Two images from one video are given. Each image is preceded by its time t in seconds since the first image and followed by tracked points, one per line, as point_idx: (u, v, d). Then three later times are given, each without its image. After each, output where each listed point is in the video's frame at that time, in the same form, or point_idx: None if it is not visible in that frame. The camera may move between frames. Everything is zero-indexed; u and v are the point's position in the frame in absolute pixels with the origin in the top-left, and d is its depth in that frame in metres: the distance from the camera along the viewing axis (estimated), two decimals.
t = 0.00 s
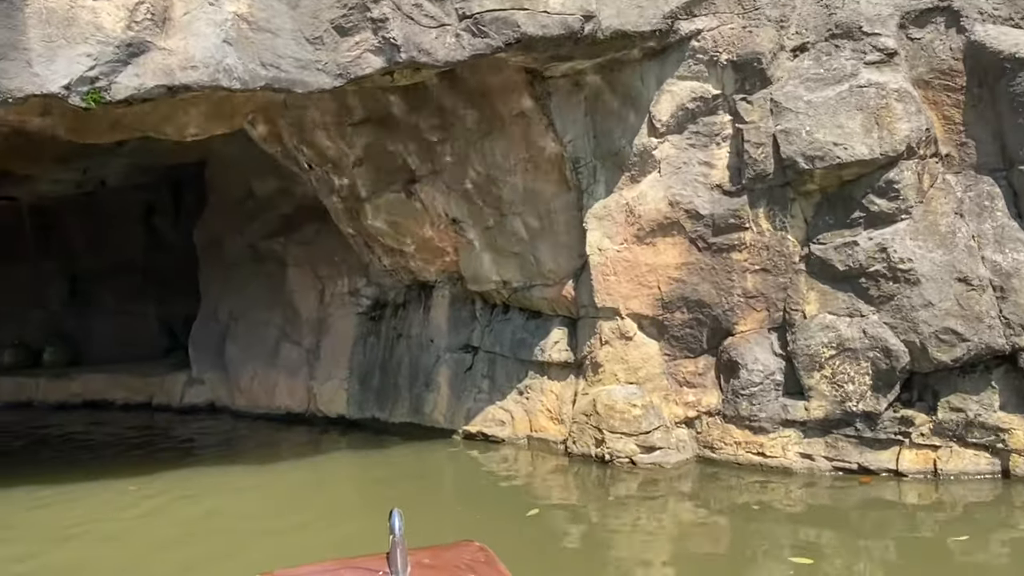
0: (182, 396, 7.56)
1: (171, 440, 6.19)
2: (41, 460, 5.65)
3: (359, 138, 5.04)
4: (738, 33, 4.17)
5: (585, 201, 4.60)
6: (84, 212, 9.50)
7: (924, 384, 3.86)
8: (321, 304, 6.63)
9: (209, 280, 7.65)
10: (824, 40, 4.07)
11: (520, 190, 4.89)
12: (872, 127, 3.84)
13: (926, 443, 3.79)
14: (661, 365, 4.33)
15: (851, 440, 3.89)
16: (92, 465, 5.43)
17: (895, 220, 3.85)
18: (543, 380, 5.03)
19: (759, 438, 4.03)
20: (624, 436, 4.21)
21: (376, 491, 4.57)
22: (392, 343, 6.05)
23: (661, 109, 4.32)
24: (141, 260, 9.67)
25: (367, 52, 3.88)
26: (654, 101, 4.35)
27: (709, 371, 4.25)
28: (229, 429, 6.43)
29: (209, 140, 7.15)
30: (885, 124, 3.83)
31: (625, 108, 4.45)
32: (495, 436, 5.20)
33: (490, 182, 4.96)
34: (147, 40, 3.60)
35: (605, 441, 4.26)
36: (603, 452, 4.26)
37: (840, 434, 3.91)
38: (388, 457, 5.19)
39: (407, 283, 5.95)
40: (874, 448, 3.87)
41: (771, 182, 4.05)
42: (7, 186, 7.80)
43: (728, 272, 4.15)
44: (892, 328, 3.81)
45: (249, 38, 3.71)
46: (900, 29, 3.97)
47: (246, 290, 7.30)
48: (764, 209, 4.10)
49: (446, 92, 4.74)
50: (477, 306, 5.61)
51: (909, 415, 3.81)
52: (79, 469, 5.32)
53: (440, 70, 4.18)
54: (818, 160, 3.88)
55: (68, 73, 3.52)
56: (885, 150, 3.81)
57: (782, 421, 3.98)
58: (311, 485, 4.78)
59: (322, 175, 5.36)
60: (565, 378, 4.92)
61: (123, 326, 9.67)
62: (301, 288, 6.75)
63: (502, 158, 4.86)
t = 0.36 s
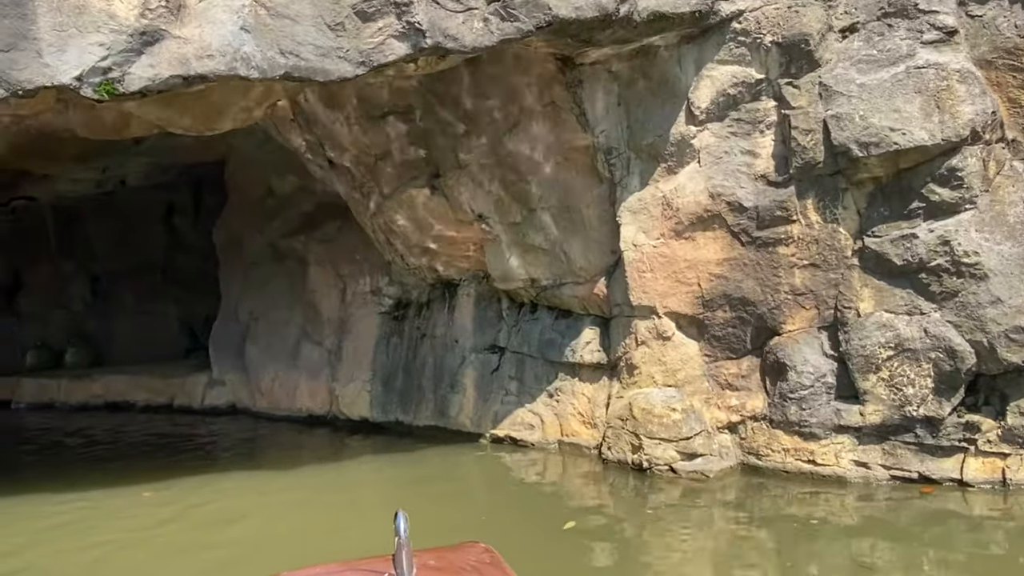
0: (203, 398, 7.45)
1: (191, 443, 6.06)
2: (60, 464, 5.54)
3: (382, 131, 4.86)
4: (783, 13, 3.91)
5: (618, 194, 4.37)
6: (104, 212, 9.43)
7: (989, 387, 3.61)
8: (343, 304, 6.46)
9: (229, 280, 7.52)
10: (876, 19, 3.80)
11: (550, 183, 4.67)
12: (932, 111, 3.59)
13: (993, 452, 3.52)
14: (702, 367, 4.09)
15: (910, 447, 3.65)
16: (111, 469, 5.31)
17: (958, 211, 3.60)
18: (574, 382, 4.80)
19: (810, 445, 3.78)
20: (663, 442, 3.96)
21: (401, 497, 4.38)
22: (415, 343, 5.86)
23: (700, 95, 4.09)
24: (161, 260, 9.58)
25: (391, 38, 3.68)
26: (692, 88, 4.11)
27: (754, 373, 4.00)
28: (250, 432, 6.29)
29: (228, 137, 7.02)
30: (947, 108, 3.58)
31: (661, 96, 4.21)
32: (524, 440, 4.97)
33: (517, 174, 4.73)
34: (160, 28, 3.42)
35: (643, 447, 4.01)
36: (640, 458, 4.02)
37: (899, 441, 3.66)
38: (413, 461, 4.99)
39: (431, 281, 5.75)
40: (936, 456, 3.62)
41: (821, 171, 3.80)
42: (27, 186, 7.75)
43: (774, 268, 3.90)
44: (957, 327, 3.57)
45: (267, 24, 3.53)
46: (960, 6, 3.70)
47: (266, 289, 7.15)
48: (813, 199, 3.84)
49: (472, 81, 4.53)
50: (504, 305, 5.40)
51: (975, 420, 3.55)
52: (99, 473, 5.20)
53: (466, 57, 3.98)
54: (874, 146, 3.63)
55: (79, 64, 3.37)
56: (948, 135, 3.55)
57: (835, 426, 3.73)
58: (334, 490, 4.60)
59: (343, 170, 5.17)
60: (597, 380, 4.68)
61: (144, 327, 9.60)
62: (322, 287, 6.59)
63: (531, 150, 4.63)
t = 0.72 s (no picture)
0: (219, 403, 7.29)
1: (207, 450, 5.88)
2: (73, 471, 5.38)
3: (402, 125, 4.64)
4: None
5: (653, 188, 4.12)
6: (120, 215, 9.30)
7: None
8: (361, 306, 6.26)
9: (246, 282, 7.36)
10: None
11: (578, 177, 4.42)
12: (999, 95, 3.34)
13: None
14: (744, 372, 3.83)
15: (977, 459, 3.40)
16: (125, 477, 5.14)
17: None
18: (605, 387, 4.54)
19: (866, 457, 3.52)
20: (704, 453, 3.70)
21: (425, 509, 4.15)
22: (437, 347, 5.64)
23: (741, 82, 3.83)
24: (178, 263, 9.46)
25: (413, 23, 3.45)
26: (733, 74, 3.85)
27: (802, 379, 3.73)
28: (267, 438, 6.10)
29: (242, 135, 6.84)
30: (1015, 91, 3.33)
31: (699, 83, 3.95)
32: (553, 449, 4.70)
33: (545, 169, 4.49)
34: (170, 15, 3.23)
35: (683, 457, 3.75)
36: (680, 470, 3.75)
37: (964, 453, 3.41)
38: (436, 471, 4.76)
39: (452, 282, 5.52)
40: (1005, 470, 3.36)
41: (875, 161, 3.54)
42: (42, 188, 7.63)
43: (824, 265, 3.64)
44: None
45: (282, 10, 3.32)
46: None
47: (283, 291, 6.97)
48: (867, 191, 3.58)
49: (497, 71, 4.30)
50: (529, 307, 5.16)
51: None
52: (112, 482, 5.03)
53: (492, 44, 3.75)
54: (936, 134, 3.38)
55: (84, 54, 3.18)
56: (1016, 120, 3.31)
57: (894, 436, 3.48)
58: (354, 501, 4.38)
59: (361, 167, 4.96)
60: (630, 386, 4.42)
61: (161, 330, 9.48)
62: (341, 289, 6.40)
63: (559, 142, 4.39)
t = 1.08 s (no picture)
0: (232, 410, 7.12)
1: (219, 459, 5.71)
2: (81, 482, 5.21)
3: (420, 121, 4.44)
4: None
5: (685, 185, 3.90)
6: (132, 219, 9.16)
7: None
8: (377, 310, 6.07)
9: (259, 286, 7.20)
10: None
11: (605, 173, 4.20)
12: None
13: None
14: (787, 379, 3.60)
15: None
16: (134, 489, 4.97)
17: None
18: (634, 395, 4.31)
19: (922, 470, 3.29)
20: (745, 466, 3.48)
21: (447, 522, 3.93)
22: (455, 352, 5.43)
23: (781, 70, 3.60)
24: (191, 267, 9.36)
25: (433, 10, 3.25)
26: (772, 61, 3.62)
27: (850, 387, 3.51)
28: (281, 447, 5.92)
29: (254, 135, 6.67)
30: None
31: (735, 72, 3.72)
32: (579, 460, 4.46)
33: (569, 166, 4.28)
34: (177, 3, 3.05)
35: (721, 470, 3.52)
36: (719, 484, 3.53)
37: None
38: (456, 482, 4.55)
39: (471, 285, 5.32)
40: None
41: (928, 153, 3.32)
42: (51, 192, 7.50)
43: (873, 265, 3.42)
44: None
45: None
46: None
47: (297, 295, 6.80)
48: (920, 185, 3.35)
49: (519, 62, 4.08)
50: (551, 310, 4.94)
51: None
52: (121, 494, 4.87)
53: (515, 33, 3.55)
54: (996, 122, 3.16)
55: (86, 45, 3.01)
56: None
57: (952, 448, 3.25)
58: (371, 514, 4.19)
59: (376, 165, 4.77)
60: (661, 394, 4.19)
61: (173, 335, 9.40)
62: (356, 293, 6.22)
63: (584, 137, 4.18)
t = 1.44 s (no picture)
0: (239, 415, 6.92)
1: (225, 466, 5.50)
2: (82, 491, 5.01)
3: (433, 113, 4.23)
4: None
5: (716, 177, 3.67)
6: (139, 220, 9.00)
7: None
8: (388, 312, 5.87)
9: (268, 288, 7.02)
10: None
11: (629, 165, 3.97)
12: None
13: None
14: (828, 383, 3.35)
15: None
16: (137, 497, 4.78)
17: None
18: (660, 401, 4.07)
19: (981, 482, 3.05)
20: (786, 476, 3.24)
21: (464, 534, 3.70)
22: (469, 355, 5.21)
23: (820, 53, 3.37)
24: (199, 269, 9.20)
25: None
26: (810, 44, 3.39)
27: (897, 392, 3.27)
28: (289, 454, 5.71)
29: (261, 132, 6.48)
30: None
31: (769, 56, 3.49)
32: (602, 468, 4.22)
33: (591, 158, 4.05)
34: None
35: (759, 482, 3.28)
36: (755, 496, 3.28)
37: None
38: (471, 492, 4.32)
39: (486, 285, 5.09)
40: None
41: (984, 138, 3.09)
42: (55, 192, 7.33)
43: (922, 261, 3.19)
44: None
45: None
46: None
47: (306, 297, 6.61)
48: (975, 173, 3.13)
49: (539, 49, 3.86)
50: (570, 311, 4.71)
51: None
52: (123, 502, 4.68)
53: (535, 14, 3.33)
54: None
55: (79, 28, 2.84)
56: None
57: (1013, 458, 3.02)
58: (383, 525, 3.97)
59: (388, 160, 4.56)
60: (689, 399, 3.95)
61: (181, 338, 9.25)
62: (366, 294, 6.02)
63: (607, 128, 3.94)
